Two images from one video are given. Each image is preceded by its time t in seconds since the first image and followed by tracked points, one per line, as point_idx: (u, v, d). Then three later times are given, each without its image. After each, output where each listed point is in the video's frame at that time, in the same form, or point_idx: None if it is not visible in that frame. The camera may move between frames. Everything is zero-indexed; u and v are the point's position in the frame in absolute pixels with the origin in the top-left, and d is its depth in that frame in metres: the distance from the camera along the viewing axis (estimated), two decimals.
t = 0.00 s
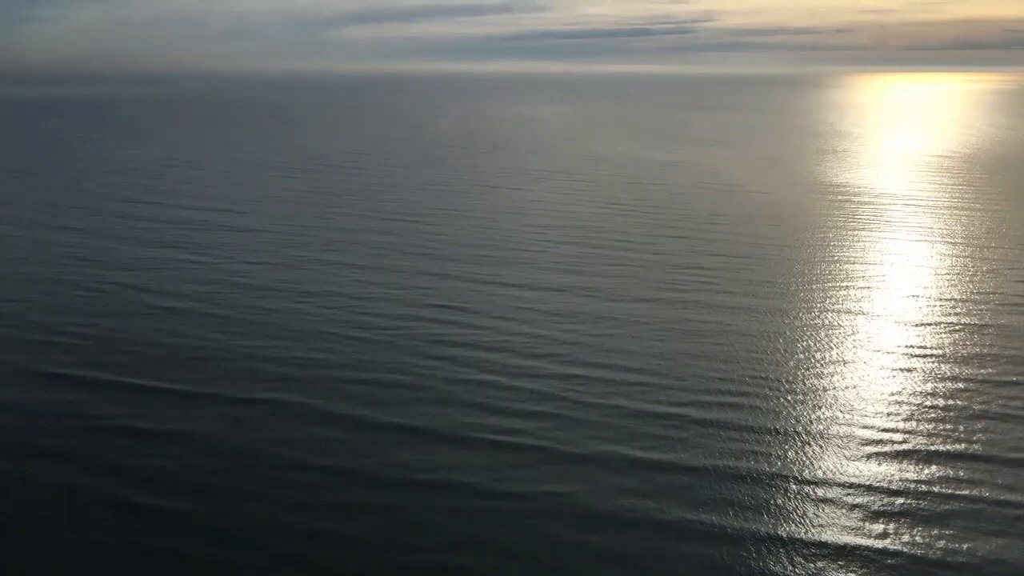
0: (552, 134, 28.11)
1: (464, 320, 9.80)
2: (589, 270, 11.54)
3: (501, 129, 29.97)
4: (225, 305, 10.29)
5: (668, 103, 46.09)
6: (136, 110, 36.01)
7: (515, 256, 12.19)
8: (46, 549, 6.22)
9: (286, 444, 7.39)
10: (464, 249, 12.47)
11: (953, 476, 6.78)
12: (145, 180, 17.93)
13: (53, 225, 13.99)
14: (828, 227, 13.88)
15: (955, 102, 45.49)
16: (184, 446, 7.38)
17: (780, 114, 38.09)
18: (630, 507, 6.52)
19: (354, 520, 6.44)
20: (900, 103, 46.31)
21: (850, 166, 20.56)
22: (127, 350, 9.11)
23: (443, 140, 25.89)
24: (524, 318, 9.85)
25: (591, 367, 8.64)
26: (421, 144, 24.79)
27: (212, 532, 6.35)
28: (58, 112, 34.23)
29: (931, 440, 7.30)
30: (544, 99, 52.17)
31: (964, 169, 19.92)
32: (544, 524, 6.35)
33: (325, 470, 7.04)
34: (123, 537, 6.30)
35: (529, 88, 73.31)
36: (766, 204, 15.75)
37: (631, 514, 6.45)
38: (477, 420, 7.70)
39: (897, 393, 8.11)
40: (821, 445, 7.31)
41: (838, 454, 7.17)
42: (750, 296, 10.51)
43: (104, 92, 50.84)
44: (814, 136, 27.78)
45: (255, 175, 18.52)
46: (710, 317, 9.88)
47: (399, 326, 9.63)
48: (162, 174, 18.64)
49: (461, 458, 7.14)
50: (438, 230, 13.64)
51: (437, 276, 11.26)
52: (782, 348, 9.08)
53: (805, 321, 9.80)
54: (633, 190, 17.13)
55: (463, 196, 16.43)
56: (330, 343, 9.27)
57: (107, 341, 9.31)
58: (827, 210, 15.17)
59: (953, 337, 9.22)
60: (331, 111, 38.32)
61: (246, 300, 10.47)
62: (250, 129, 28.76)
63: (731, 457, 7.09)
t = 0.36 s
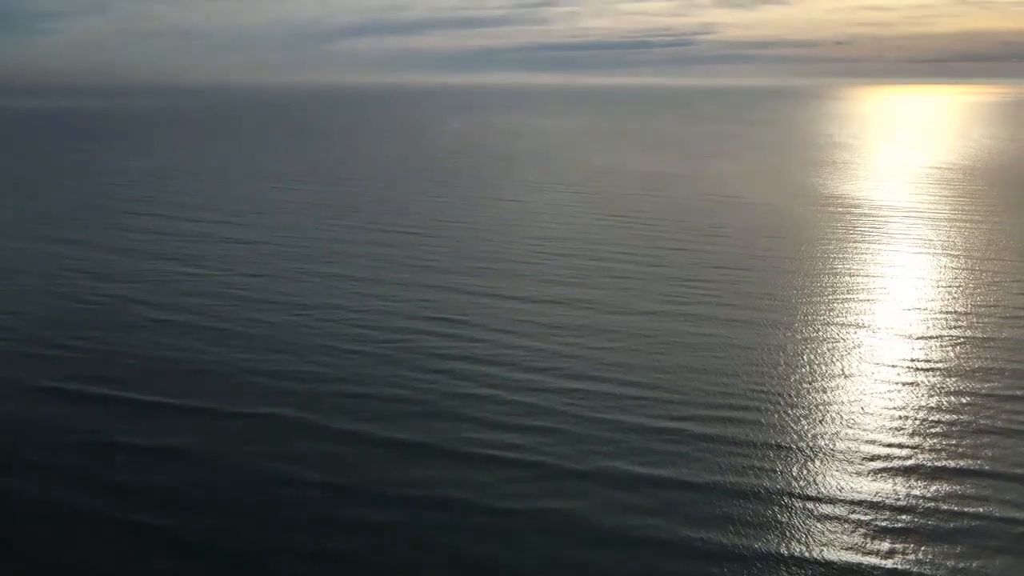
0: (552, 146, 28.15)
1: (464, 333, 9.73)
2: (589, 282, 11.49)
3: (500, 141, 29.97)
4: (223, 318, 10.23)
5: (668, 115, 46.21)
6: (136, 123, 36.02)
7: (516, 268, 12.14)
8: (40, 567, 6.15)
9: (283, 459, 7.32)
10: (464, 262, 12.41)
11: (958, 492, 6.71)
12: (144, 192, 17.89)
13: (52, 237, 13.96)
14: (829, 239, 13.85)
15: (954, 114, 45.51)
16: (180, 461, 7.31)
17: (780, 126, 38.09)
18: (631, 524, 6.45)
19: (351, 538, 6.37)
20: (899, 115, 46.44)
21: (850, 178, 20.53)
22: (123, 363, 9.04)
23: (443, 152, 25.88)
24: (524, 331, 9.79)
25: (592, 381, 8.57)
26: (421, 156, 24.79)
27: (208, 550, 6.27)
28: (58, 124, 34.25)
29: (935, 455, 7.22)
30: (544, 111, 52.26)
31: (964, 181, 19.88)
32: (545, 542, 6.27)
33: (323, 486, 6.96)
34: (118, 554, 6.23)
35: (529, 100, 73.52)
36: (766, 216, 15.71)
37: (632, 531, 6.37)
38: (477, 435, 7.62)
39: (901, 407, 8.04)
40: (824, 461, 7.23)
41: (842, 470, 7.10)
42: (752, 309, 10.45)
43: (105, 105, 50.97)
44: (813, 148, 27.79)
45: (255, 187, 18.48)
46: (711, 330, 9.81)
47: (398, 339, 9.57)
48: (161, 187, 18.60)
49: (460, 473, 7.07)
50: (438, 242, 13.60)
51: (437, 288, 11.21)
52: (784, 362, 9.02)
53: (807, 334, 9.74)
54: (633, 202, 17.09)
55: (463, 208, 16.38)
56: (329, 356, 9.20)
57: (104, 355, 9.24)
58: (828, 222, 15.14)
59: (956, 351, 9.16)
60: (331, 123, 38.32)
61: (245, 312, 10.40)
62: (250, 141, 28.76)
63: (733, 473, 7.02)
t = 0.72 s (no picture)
0: (551, 158, 28.17)
1: (464, 345, 9.65)
2: (590, 294, 11.42)
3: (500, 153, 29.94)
4: (221, 330, 10.16)
5: (667, 128, 46.27)
6: (136, 134, 36.04)
7: (515, 280, 12.07)
8: None
9: (279, 475, 7.23)
10: (463, 274, 12.36)
11: (964, 509, 6.61)
12: (143, 203, 17.86)
13: (50, 248, 13.90)
14: (830, 250, 13.79)
15: (953, 126, 45.46)
16: (175, 476, 7.22)
17: (779, 137, 38.08)
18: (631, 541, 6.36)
19: (348, 556, 6.28)
20: (899, 127, 46.50)
21: (850, 190, 20.49)
22: (119, 376, 8.97)
23: (442, 163, 25.85)
24: (524, 343, 9.71)
25: (592, 395, 8.49)
26: (421, 167, 24.75)
27: (202, 568, 6.18)
28: (59, 136, 34.27)
29: (940, 471, 7.13)
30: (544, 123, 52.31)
31: (965, 192, 19.84)
32: (545, 560, 6.17)
33: (319, 501, 6.88)
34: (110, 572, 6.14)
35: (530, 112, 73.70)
36: (766, 227, 15.66)
37: (632, 549, 6.27)
38: (476, 451, 7.53)
39: (905, 422, 7.95)
40: (827, 476, 7.14)
41: (846, 486, 7.00)
42: (753, 322, 10.38)
43: (106, 116, 50.98)
44: (813, 159, 27.80)
45: (254, 199, 18.44)
46: (712, 343, 9.73)
47: (397, 352, 9.49)
48: (160, 198, 18.58)
49: (459, 489, 6.98)
50: (437, 254, 13.53)
51: (436, 300, 11.14)
52: (786, 375, 8.94)
53: (809, 347, 9.66)
54: (634, 213, 17.03)
55: (463, 219, 16.32)
56: (326, 369, 9.13)
57: (100, 367, 9.17)
58: (830, 234, 15.08)
59: (959, 364, 9.07)
60: (331, 134, 38.33)
61: (243, 325, 10.33)
62: (251, 152, 28.75)
63: (735, 489, 6.93)
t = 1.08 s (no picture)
0: (551, 168, 28.21)
1: (462, 358, 9.57)
2: (589, 306, 11.36)
3: (499, 163, 29.91)
4: (218, 342, 10.09)
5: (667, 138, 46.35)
6: (136, 144, 36.04)
7: (514, 291, 12.01)
8: None
9: (275, 490, 7.14)
10: (462, 285, 12.29)
11: (969, 525, 6.53)
12: (141, 214, 17.80)
13: (47, 259, 13.86)
14: (830, 262, 13.74)
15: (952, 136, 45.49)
16: (171, 491, 7.14)
17: (778, 148, 38.11)
18: (632, 558, 6.28)
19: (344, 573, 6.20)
20: (899, 138, 46.42)
21: (850, 200, 20.45)
22: (115, 389, 8.89)
23: (442, 174, 25.84)
24: (523, 356, 9.64)
25: (591, 409, 8.41)
26: (420, 178, 24.74)
27: None
28: (59, 146, 34.27)
29: (945, 487, 7.05)
30: (543, 133, 52.32)
31: (964, 203, 19.80)
32: None
33: (315, 517, 6.80)
34: None
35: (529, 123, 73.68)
36: (766, 239, 15.61)
37: (633, 566, 6.19)
38: (474, 466, 7.44)
39: (908, 436, 7.87)
40: (830, 492, 7.06)
41: (849, 502, 6.92)
42: (754, 334, 10.31)
43: (105, 127, 50.99)
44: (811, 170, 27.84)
45: (253, 210, 18.38)
46: (713, 355, 9.66)
47: (395, 365, 9.42)
48: (158, 208, 18.52)
49: (457, 505, 6.90)
50: (437, 265, 13.47)
51: (434, 312, 11.07)
52: (788, 388, 8.87)
53: (810, 360, 9.59)
54: (633, 224, 16.98)
55: (462, 230, 16.27)
56: (324, 382, 9.05)
57: (96, 380, 9.09)
58: (829, 245, 15.04)
59: (961, 377, 9.00)
60: (330, 145, 38.34)
61: (240, 337, 10.25)
62: (250, 162, 28.73)
63: (737, 505, 6.84)
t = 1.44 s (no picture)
0: (551, 179, 28.21)
1: (461, 371, 9.50)
2: (589, 318, 11.30)
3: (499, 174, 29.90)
4: (215, 355, 10.02)
5: (667, 149, 46.38)
6: (136, 156, 36.06)
7: (514, 303, 11.95)
8: None
9: (271, 505, 7.06)
10: (462, 297, 12.23)
11: (976, 542, 6.44)
12: (140, 225, 17.75)
13: (44, 271, 13.81)
14: (831, 273, 13.70)
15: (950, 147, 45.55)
16: (166, 506, 7.05)
17: (778, 159, 38.14)
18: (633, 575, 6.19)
19: None
20: (898, 149, 46.48)
21: (849, 211, 20.42)
22: (111, 402, 8.81)
23: (441, 185, 25.79)
24: (522, 368, 9.57)
25: (591, 422, 8.33)
26: (420, 189, 24.71)
27: None
28: (59, 157, 34.30)
29: (950, 502, 6.96)
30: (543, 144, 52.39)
31: (963, 214, 19.77)
32: None
33: (312, 533, 6.71)
34: None
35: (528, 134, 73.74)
36: (766, 250, 15.56)
37: None
38: (472, 481, 7.36)
39: (912, 450, 7.79)
40: (834, 507, 6.97)
41: (854, 518, 6.83)
42: (754, 346, 10.25)
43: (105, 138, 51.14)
44: (811, 181, 27.83)
45: (252, 221, 18.34)
46: (713, 368, 9.59)
47: (393, 378, 9.35)
48: (157, 219, 18.47)
49: (456, 521, 6.81)
50: (436, 277, 13.42)
51: (433, 324, 11.00)
52: (790, 402, 8.79)
53: (811, 373, 9.52)
54: (633, 236, 16.93)
55: (461, 242, 16.22)
56: (322, 395, 8.97)
57: (92, 394, 9.02)
58: (830, 256, 14.99)
59: (964, 390, 8.93)
60: (330, 156, 38.34)
61: (237, 350, 10.18)
62: (250, 174, 28.71)
63: (739, 521, 6.76)
